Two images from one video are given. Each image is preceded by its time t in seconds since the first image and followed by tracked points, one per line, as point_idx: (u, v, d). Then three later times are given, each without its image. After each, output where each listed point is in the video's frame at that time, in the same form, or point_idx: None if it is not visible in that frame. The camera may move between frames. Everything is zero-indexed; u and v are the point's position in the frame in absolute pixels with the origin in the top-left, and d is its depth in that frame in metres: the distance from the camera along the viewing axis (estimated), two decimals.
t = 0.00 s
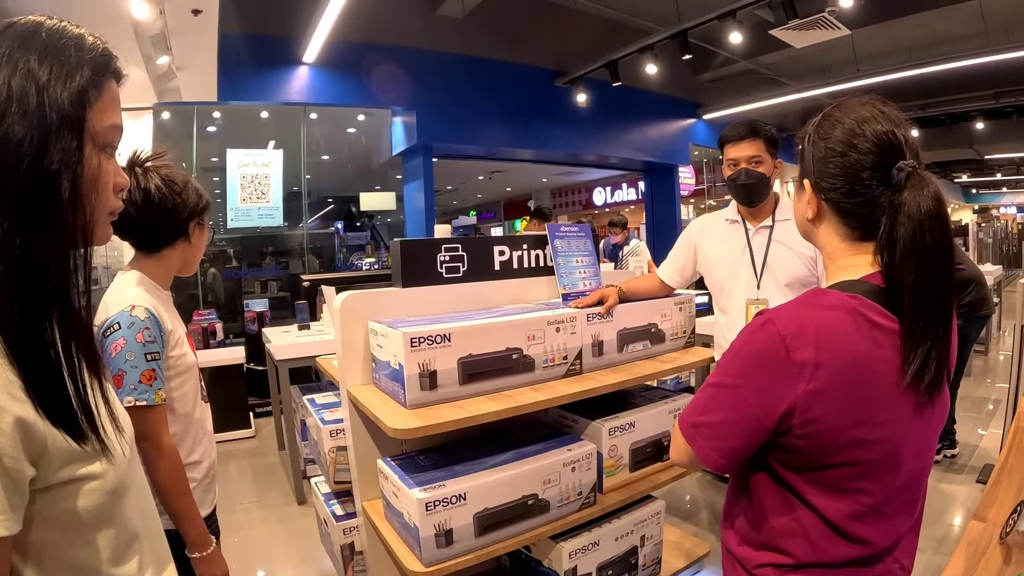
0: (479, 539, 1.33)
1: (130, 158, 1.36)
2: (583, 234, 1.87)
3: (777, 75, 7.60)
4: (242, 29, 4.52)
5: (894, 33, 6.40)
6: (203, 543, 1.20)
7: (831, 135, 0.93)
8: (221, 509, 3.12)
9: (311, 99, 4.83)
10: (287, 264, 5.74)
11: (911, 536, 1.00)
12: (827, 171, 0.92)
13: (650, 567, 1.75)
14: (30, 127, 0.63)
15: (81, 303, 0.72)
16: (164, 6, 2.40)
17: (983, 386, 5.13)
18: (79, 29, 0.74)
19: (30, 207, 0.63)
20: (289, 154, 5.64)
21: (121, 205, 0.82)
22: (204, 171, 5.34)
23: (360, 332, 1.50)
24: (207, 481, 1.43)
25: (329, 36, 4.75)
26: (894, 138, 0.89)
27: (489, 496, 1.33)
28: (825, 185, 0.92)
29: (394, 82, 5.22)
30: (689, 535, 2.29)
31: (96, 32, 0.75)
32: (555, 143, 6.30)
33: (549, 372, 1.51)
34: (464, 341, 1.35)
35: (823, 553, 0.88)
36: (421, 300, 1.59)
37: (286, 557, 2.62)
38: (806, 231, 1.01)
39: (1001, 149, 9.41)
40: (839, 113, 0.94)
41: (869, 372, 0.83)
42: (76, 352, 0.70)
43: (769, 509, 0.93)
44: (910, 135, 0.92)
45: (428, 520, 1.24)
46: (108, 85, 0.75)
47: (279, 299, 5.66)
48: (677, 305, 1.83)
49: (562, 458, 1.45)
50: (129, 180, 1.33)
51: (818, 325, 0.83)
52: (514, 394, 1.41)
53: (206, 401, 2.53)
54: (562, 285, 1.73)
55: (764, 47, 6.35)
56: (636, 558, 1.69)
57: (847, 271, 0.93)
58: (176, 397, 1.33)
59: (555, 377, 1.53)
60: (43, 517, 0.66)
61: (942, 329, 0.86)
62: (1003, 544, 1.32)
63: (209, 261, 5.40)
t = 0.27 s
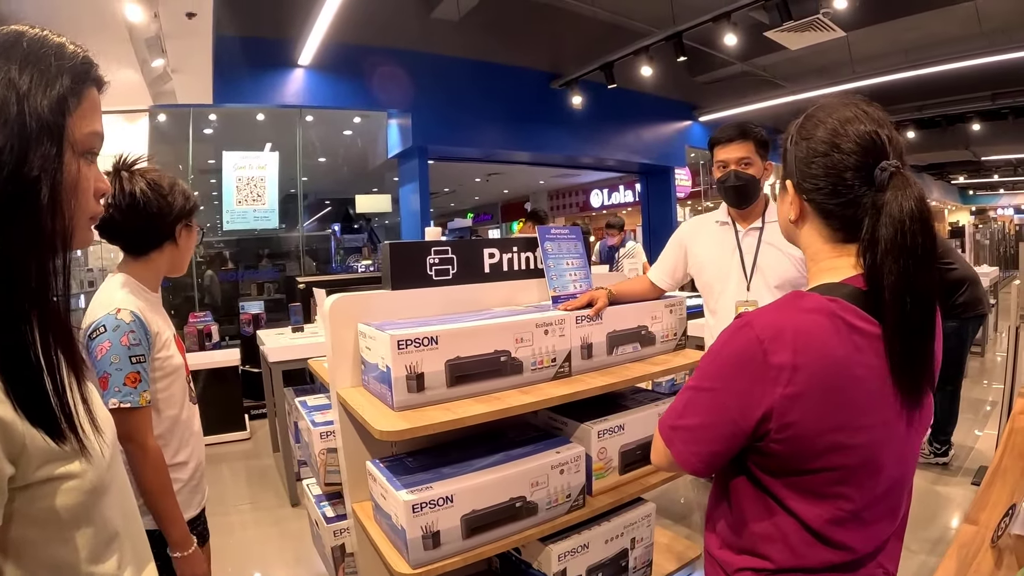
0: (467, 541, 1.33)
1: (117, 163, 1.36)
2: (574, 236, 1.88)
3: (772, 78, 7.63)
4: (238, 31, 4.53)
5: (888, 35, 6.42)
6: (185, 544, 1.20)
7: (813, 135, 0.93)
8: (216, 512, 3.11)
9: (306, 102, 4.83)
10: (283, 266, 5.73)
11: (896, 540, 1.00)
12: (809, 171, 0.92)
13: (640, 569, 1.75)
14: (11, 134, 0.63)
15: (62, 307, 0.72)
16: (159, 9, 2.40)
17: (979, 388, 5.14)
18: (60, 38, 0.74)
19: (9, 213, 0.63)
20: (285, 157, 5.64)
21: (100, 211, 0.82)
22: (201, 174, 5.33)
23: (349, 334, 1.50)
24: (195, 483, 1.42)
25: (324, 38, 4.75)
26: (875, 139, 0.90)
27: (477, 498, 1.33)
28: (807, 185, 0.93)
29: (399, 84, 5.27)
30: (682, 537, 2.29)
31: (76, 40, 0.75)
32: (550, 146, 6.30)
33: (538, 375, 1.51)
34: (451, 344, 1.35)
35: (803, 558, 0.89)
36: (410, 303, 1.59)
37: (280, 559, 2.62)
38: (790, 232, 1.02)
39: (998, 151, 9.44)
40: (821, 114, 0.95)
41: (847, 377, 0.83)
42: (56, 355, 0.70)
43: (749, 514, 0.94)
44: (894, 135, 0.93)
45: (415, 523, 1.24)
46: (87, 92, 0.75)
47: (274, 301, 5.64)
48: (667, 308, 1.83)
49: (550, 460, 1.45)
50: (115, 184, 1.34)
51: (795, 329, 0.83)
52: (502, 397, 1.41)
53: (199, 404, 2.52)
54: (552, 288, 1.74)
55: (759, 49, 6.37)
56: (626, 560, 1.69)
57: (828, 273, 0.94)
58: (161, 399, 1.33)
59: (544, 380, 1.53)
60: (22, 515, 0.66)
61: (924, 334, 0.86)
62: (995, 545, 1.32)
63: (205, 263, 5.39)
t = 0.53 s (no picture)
0: (461, 542, 1.33)
1: (107, 166, 1.36)
2: (568, 239, 1.89)
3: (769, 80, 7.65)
4: (235, 33, 4.52)
5: (884, 37, 6.45)
6: (172, 547, 1.20)
7: (801, 137, 0.94)
8: (212, 514, 3.10)
9: (303, 104, 4.83)
10: (280, 268, 5.73)
11: (887, 542, 1.00)
12: (796, 173, 0.93)
13: (635, 571, 1.75)
14: (4, 138, 0.63)
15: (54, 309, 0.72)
16: (155, 11, 2.39)
17: (976, 389, 5.15)
18: (53, 42, 0.75)
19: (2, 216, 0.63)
20: (282, 159, 5.63)
21: (92, 214, 0.82)
22: (198, 176, 5.33)
23: (344, 336, 1.50)
24: (187, 485, 1.42)
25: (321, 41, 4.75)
26: (863, 140, 0.90)
27: (470, 500, 1.33)
28: (795, 187, 0.93)
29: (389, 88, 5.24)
30: (678, 539, 2.29)
31: (69, 45, 0.76)
32: (547, 148, 6.31)
33: (532, 377, 1.52)
34: (445, 346, 1.35)
35: (791, 560, 0.89)
36: (404, 305, 1.60)
37: (276, 561, 2.61)
38: (778, 234, 1.02)
39: (994, 152, 9.47)
40: (809, 116, 0.96)
41: (835, 379, 0.83)
42: (49, 358, 0.70)
43: (739, 517, 0.94)
44: (882, 136, 0.94)
45: (409, 524, 1.24)
46: (79, 97, 0.75)
47: (271, 304, 5.64)
48: (662, 310, 1.84)
49: (544, 462, 1.46)
50: (106, 187, 1.34)
51: (783, 330, 0.84)
52: (495, 399, 1.41)
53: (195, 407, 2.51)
54: (546, 290, 1.74)
55: (756, 51, 6.39)
56: (621, 562, 1.70)
57: (817, 275, 0.94)
58: (150, 402, 1.32)
59: (538, 382, 1.53)
60: (13, 514, 0.66)
61: (911, 335, 0.86)
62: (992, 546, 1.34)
63: (202, 265, 5.38)
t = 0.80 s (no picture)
0: (461, 544, 1.33)
1: (108, 167, 1.36)
2: (568, 240, 1.89)
3: (767, 82, 7.67)
4: (233, 35, 4.52)
5: (881, 39, 6.48)
6: (172, 550, 1.20)
7: (801, 139, 0.94)
8: (211, 516, 3.09)
9: (301, 106, 4.83)
10: (278, 270, 5.72)
11: (889, 542, 1.00)
12: (796, 174, 0.93)
13: (635, 572, 1.75)
14: (9, 139, 0.64)
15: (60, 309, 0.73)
16: (154, 13, 2.39)
17: (974, 390, 5.16)
18: (58, 44, 0.75)
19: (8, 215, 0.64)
20: (280, 161, 5.63)
21: (97, 215, 0.83)
22: (196, 178, 5.33)
23: (344, 338, 1.50)
24: (185, 487, 1.42)
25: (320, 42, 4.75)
26: (861, 142, 0.91)
27: (471, 502, 1.33)
28: (795, 188, 0.94)
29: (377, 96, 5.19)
30: (677, 540, 2.29)
31: (74, 47, 0.77)
32: (545, 150, 6.32)
33: (532, 378, 1.52)
34: (446, 347, 1.35)
35: (795, 560, 0.89)
36: (405, 306, 1.60)
37: (275, 562, 2.61)
38: (779, 235, 1.02)
39: (991, 154, 9.51)
40: (808, 118, 0.96)
41: (836, 379, 0.83)
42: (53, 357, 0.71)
43: (741, 518, 0.94)
44: (880, 139, 0.94)
45: (410, 526, 1.24)
46: (84, 99, 0.76)
47: (270, 306, 5.63)
48: (661, 311, 1.84)
49: (544, 463, 1.46)
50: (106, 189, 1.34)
51: (783, 331, 0.84)
52: (496, 401, 1.41)
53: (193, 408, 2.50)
54: (546, 291, 1.75)
55: (754, 53, 6.42)
56: (621, 563, 1.70)
57: (817, 276, 0.94)
58: (148, 405, 1.32)
59: (538, 383, 1.53)
60: (17, 516, 0.66)
61: (911, 335, 0.87)
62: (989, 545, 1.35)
63: (201, 267, 5.37)
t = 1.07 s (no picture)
0: (464, 545, 1.33)
1: (111, 169, 1.36)
2: (568, 242, 1.89)
3: (765, 83, 7.70)
4: (232, 36, 4.52)
5: (879, 41, 6.50)
6: (173, 551, 1.19)
7: (803, 142, 0.95)
8: (211, 518, 3.08)
9: (301, 108, 4.83)
10: (277, 272, 5.72)
11: (891, 542, 1.00)
12: (799, 178, 0.94)
13: (637, 573, 1.75)
14: (19, 141, 0.65)
15: (67, 310, 0.73)
16: (154, 15, 2.39)
17: (972, 391, 5.18)
18: (67, 46, 0.76)
19: (17, 217, 0.64)
20: (279, 162, 5.62)
21: (104, 217, 0.83)
22: (195, 179, 5.32)
23: (346, 339, 1.50)
24: (187, 489, 1.42)
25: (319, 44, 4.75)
26: (864, 146, 0.91)
27: (474, 503, 1.33)
28: (797, 191, 0.94)
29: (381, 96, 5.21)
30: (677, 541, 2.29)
31: (82, 48, 0.77)
32: (543, 152, 6.32)
33: (534, 380, 1.52)
34: (448, 348, 1.36)
35: (798, 560, 0.89)
36: (406, 308, 1.60)
37: (275, 565, 2.60)
38: (781, 238, 1.03)
39: (988, 156, 9.55)
40: (811, 121, 0.97)
41: (839, 379, 0.84)
42: (61, 358, 0.71)
43: (744, 518, 0.95)
44: (883, 143, 0.94)
45: (413, 527, 1.24)
46: (93, 100, 0.77)
47: (268, 307, 5.62)
48: (661, 312, 1.85)
49: (547, 464, 1.46)
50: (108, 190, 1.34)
51: (786, 331, 0.84)
52: (498, 402, 1.42)
53: (191, 410, 2.49)
54: (546, 294, 1.75)
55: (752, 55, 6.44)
56: (623, 564, 1.70)
57: (819, 277, 0.95)
58: (151, 405, 1.32)
59: (540, 384, 1.53)
60: (26, 518, 0.66)
61: (913, 336, 0.87)
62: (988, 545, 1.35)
63: (199, 269, 5.37)
